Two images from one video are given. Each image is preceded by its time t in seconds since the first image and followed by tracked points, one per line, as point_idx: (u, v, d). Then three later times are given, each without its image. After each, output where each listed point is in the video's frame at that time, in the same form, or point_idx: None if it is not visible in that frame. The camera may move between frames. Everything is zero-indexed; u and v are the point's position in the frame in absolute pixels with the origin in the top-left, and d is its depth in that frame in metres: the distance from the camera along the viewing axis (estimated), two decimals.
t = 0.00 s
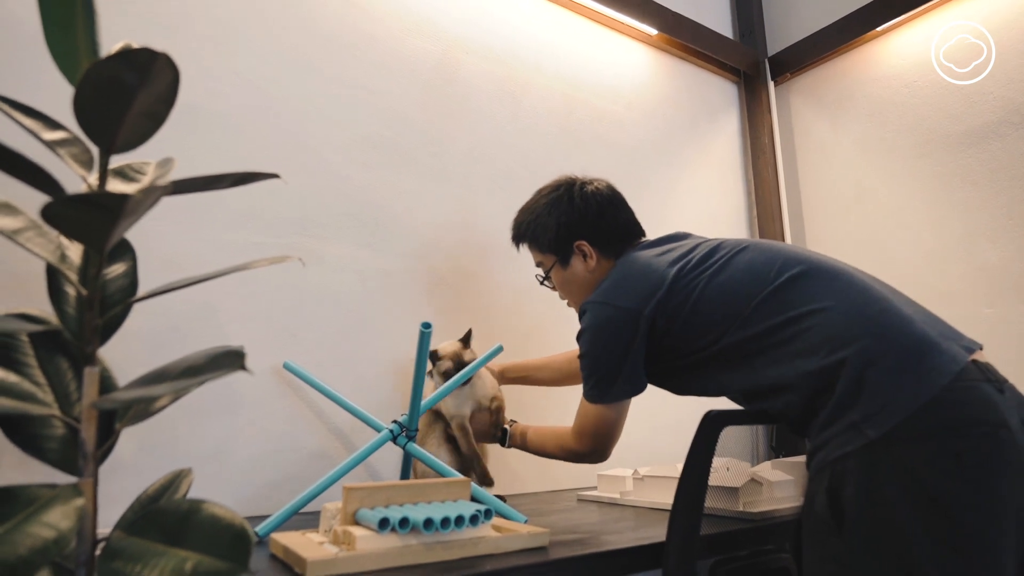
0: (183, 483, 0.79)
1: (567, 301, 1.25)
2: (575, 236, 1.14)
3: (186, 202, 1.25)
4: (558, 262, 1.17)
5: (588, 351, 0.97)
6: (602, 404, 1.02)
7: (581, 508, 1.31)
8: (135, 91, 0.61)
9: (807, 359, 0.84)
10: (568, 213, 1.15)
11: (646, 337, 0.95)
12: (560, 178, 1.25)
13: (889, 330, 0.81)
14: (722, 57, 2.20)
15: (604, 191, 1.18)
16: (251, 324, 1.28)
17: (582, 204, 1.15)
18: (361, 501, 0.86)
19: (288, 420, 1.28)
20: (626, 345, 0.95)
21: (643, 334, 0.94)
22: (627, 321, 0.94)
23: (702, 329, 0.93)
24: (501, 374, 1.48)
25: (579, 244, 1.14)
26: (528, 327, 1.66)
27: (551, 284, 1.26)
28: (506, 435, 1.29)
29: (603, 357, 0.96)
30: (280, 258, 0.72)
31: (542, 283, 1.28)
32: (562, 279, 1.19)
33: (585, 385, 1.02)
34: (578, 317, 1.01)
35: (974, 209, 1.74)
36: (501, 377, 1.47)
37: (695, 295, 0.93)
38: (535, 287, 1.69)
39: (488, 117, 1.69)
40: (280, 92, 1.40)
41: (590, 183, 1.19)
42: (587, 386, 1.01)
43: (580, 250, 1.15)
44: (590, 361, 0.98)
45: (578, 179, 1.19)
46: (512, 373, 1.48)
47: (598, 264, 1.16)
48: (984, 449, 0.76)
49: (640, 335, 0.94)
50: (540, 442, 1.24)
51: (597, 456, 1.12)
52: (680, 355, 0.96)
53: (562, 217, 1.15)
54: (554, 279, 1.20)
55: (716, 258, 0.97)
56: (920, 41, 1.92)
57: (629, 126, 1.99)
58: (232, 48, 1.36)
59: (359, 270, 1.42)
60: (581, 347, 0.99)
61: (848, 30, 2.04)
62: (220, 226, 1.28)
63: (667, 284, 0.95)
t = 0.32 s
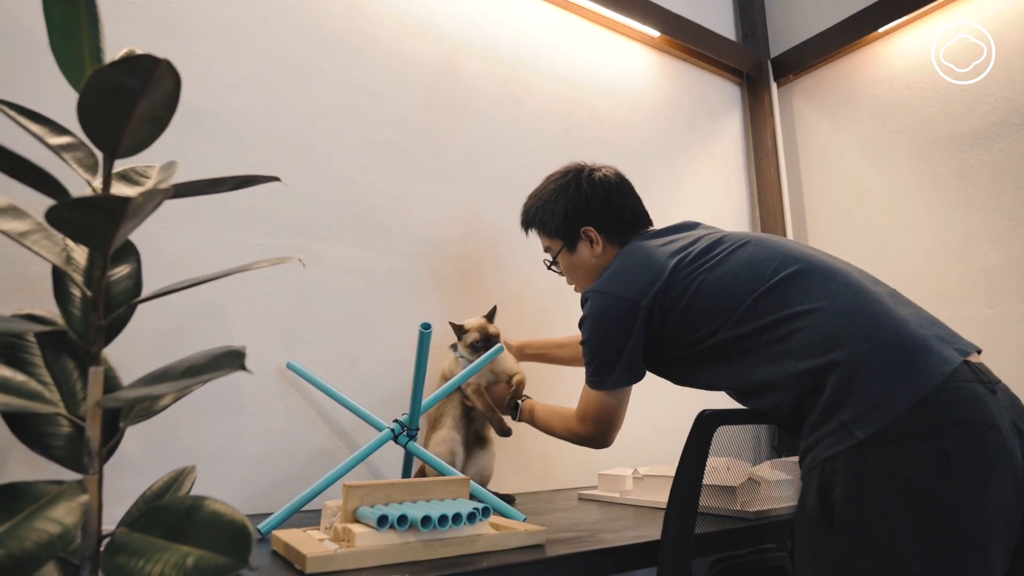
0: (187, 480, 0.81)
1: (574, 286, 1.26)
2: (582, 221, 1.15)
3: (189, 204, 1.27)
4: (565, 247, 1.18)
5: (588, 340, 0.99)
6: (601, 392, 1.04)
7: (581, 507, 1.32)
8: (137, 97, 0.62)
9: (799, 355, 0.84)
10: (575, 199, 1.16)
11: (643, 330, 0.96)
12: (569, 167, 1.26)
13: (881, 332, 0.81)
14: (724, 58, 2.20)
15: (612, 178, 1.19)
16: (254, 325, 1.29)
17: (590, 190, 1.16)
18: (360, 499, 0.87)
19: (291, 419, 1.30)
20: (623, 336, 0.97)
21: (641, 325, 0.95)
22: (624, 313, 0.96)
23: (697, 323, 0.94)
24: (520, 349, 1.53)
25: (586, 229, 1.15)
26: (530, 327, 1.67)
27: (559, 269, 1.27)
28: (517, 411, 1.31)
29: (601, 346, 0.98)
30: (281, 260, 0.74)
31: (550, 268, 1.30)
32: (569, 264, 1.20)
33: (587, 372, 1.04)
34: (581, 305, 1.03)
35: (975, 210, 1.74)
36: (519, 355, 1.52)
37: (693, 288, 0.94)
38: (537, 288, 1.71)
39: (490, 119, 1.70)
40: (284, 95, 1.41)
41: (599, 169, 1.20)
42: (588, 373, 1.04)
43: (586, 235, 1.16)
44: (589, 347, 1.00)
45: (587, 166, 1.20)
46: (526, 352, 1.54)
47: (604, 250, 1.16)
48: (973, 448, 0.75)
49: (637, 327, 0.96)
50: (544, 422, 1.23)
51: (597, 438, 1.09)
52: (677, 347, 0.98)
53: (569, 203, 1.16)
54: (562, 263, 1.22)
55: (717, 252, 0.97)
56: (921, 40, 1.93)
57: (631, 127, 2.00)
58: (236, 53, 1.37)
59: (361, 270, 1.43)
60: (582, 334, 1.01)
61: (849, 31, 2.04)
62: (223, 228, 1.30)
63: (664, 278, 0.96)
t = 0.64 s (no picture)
0: (191, 481, 0.84)
1: (580, 273, 1.27)
2: (587, 207, 1.17)
3: (194, 210, 1.29)
4: (571, 233, 1.20)
5: (588, 327, 1.04)
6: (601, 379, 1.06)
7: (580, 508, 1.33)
8: (141, 111, 0.64)
9: (785, 352, 0.86)
10: (580, 185, 1.18)
11: (638, 322, 0.99)
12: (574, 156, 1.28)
13: (864, 338, 0.81)
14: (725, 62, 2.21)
15: (616, 165, 1.20)
16: (258, 328, 1.31)
17: (594, 176, 1.18)
18: (361, 500, 0.89)
19: (294, 421, 1.32)
20: (620, 325, 1.00)
21: (635, 316, 0.98)
22: (620, 303, 0.99)
23: (690, 319, 0.96)
24: (548, 324, 1.60)
25: (591, 215, 1.17)
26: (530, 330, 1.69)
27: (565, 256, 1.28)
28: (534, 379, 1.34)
29: (600, 334, 1.02)
30: (283, 267, 0.76)
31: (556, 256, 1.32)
32: (575, 250, 1.21)
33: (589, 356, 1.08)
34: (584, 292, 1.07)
35: (975, 212, 1.74)
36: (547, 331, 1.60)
37: (688, 283, 0.96)
38: (537, 291, 1.72)
39: (491, 124, 1.72)
40: (287, 103, 1.43)
41: (603, 157, 1.22)
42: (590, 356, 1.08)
43: (592, 221, 1.17)
44: (589, 334, 1.04)
45: (591, 154, 1.22)
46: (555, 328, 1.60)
47: (609, 235, 1.18)
48: (953, 453, 0.75)
49: (633, 318, 0.99)
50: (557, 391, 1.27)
51: (598, 425, 1.12)
52: (673, 340, 1.00)
53: (574, 189, 1.18)
54: (567, 249, 1.23)
55: (716, 247, 0.98)
56: (922, 42, 1.93)
57: (632, 130, 2.01)
58: (241, 61, 1.40)
59: (363, 274, 1.45)
60: (583, 321, 1.05)
61: (849, 35, 2.05)
62: (227, 233, 1.32)
63: (659, 274, 0.98)
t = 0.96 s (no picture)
0: (192, 484, 0.85)
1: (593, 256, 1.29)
2: (599, 190, 1.19)
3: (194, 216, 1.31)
4: (584, 216, 1.22)
5: (592, 307, 1.06)
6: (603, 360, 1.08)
7: (576, 509, 1.35)
8: (145, 123, 0.66)
9: (774, 353, 0.87)
10: (592, 167, 1.20)
11: (637, 309, 1.01)
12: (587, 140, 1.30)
13: (853, 347, 0.81)
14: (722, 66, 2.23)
15: (628, 148, 1.21)
16: (258, 332, 1.33)
17: (606, 158, 1.19)
18: (358, 502, 0.90)
19: (293, 423, 1.34)
20: (621, 309, 1.02)
21: (634, 304, 1.00)
22: (621, 291, 1.01)
23: (685, 313, 0.97)
24: (577, 294, 1.69)
25: (603, 196, 1.18)
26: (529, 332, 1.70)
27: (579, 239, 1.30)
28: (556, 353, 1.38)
29: (603, 316, 1.05)
30: (283, 274, 0.78)
31: (571, 238, 1.34)
32: (588, 232, 1.23)
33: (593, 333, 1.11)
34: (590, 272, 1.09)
35: (969, 216, 1.76)
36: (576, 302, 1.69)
37: (686, 277, 0.96)
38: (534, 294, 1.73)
39: (489, 128, 1.74)
40: (288, 108, 1.45)
41: (615, 140, 1.23)
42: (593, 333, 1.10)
43: (604, 203, 1.19)
44: (592, 314, 1.06)
45: (603, 137, 1.23)
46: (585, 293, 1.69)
47: (621, 217, 1.19)
48: (931, 460, 0.76)
49: (633, 305, 1.01)
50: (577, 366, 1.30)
51: (601, 404, 1.16)
52: (670, 331, 1.02)
53: (586, 172, 1.20)
54: (580, 231, 1.25)
55: (720, 243, 0.98)
56: (923, 43, 1.94)
57: (630, 135, 2.03)
58: (242, 67, 1.41)
59: (363, 278, 1.47)
60: (588, 301, 1.07)
61: (845, 40, 2.07)
62: (227, 238, 1.33)
63: (657, 267, 0.99)
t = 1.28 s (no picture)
0: (193, 486, 0.87)
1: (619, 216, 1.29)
2: (624, 148, 1.19)
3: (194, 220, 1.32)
4: (609, 173, 1.23)
5: (603, 264, 1.07)
6: (606, 319, 1.10)
7: (571, 510, 1.36)
8: (150, 133, 0.67)
9: (767, 345, 0.87)
10: (621, 125, 1.20)
11: (644, 276, 1.02)
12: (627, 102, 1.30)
13: (837, 355, 0.81)
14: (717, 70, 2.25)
15: (660, 110, 1.20)
16: (256, 335, 1.34)
17: (635, 117, 1.20)
18: (357, 504, 0.92)
19: (291, 425, 1.35)
20: (631, 271, 1.03)
21: (642, 271, 1.01)
22: (633, 255, 1.02)
23: (687, 294, 0.97)
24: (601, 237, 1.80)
25: (626, 155, 1.19)
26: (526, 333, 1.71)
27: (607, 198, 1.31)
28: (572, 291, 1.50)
29: (612, 275, 1.06)
30: (284, 280, 0.79)
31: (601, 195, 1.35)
32: (612, 189, 1.24)
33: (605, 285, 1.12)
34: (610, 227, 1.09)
35: (960, 221, 1.78)
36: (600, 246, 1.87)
37: (695, 257, 0.95)
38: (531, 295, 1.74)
39: (488, 132, 1.75)
40: (288, 112, 1.46)
41: (652, 102, 1.22)
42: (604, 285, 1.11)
43: (627, 162, 1.19)
44: (604, 270, 1.08)
45: (640, 99, 1.23)
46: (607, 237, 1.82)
47: (643, 177, 1.19)
48: (909, 468, 0.76)
49: (640, 271, 1.02)
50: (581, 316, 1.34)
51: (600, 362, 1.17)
52: (671, 307, 1.02)
53: (614, 129, 1.21)
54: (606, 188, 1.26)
55: (737, 227, 0.96)
56: (922, 45, 1.95)
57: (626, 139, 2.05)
58: (242, 72, 1.42)
59: (361, 281, 1.48)
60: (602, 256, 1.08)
61: (839, 46, 2.09)
62: (227, 241, 1.34)
63: (669, 242, 0.98)
